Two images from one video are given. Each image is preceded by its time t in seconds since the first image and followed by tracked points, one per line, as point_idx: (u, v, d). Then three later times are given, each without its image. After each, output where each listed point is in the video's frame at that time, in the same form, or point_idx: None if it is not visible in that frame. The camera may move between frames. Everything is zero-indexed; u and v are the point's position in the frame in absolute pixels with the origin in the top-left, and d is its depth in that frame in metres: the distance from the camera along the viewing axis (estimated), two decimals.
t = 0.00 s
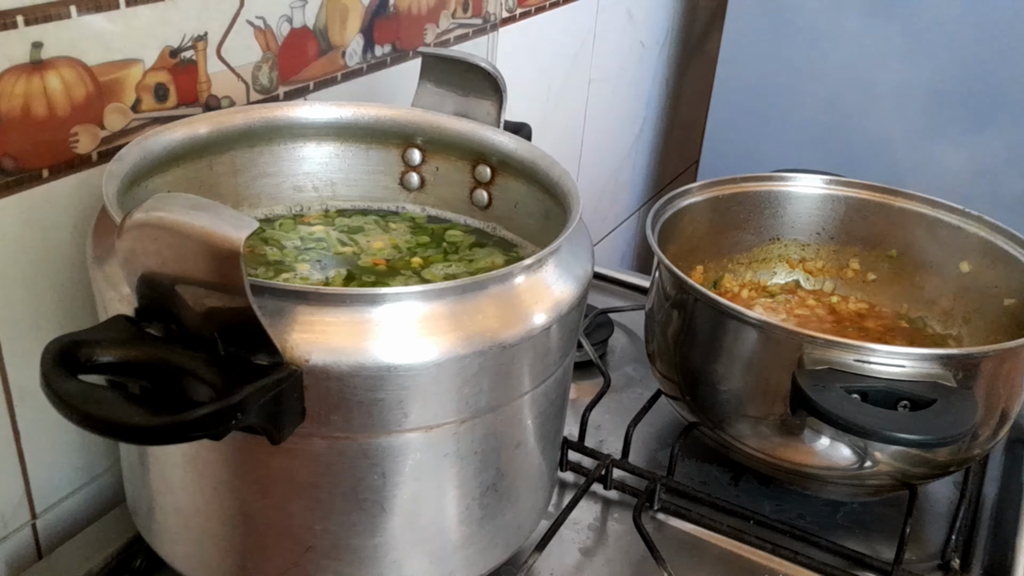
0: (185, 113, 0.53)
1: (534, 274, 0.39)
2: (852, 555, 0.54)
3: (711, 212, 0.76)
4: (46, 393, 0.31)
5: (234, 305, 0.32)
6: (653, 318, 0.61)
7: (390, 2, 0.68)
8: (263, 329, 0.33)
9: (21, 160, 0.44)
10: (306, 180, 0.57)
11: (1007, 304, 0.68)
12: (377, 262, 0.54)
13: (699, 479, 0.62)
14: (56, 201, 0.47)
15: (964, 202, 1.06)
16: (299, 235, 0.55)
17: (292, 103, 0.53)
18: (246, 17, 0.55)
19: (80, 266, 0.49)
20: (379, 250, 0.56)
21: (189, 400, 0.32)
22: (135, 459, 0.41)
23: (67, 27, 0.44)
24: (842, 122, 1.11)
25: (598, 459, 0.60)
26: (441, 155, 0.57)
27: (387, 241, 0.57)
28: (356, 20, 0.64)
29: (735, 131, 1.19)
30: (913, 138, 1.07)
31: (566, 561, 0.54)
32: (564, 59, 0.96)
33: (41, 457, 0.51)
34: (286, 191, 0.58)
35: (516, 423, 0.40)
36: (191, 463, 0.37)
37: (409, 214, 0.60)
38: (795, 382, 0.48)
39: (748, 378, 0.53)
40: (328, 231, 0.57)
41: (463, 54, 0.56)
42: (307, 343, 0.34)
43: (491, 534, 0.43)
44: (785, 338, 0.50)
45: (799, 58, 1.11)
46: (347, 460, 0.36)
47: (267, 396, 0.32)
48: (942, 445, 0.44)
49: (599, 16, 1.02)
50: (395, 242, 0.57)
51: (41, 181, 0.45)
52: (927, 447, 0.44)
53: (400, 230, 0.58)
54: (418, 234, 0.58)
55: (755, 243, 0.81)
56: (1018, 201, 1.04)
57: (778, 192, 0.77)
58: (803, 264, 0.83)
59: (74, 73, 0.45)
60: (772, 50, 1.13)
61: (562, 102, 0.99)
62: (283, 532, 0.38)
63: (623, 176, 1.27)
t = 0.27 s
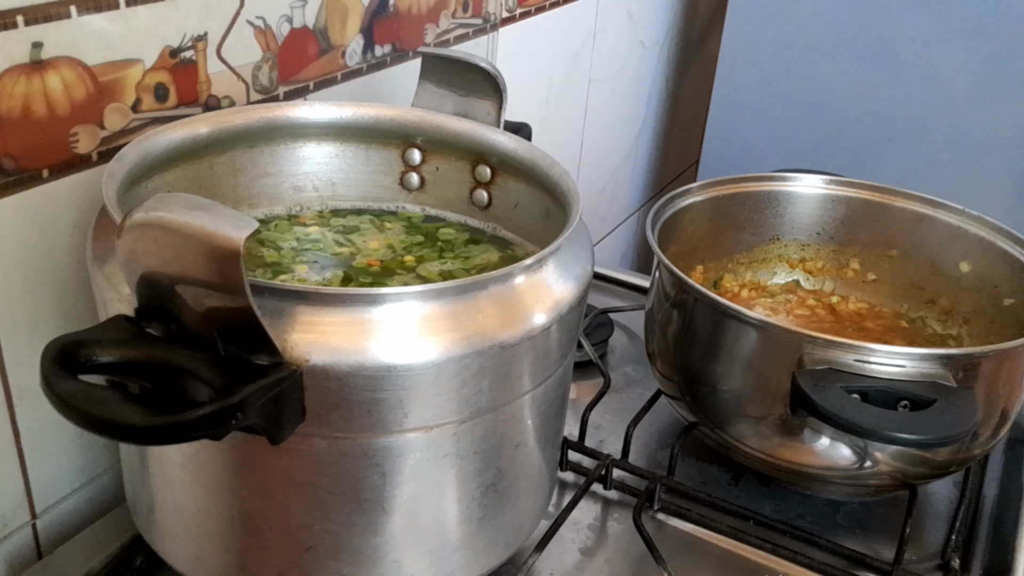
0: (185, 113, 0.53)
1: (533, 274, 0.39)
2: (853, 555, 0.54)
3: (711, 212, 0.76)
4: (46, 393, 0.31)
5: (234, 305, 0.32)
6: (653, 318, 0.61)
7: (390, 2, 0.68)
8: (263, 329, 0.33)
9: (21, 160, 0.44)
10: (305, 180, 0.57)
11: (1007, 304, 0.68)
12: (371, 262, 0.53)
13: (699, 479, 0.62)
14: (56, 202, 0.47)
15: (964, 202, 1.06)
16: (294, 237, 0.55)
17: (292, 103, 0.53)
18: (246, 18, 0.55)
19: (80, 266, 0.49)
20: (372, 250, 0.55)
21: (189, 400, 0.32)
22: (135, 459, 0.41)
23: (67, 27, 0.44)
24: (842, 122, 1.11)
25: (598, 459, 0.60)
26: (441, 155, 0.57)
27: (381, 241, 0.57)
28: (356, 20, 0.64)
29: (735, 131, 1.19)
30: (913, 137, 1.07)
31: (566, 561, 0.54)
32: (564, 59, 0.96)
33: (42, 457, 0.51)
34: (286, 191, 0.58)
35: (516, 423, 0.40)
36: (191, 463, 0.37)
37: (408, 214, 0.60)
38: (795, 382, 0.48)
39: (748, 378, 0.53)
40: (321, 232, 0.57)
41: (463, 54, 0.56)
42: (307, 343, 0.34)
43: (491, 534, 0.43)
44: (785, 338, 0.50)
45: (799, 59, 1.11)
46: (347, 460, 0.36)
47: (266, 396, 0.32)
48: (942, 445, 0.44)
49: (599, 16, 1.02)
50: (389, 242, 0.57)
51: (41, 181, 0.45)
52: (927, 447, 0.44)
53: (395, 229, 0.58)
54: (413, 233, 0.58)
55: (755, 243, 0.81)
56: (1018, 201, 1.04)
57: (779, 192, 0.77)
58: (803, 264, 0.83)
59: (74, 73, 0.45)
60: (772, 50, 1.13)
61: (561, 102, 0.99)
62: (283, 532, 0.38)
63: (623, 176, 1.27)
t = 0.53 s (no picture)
0: (185, 113, 0.53)
1: (533, 274, 0.39)
2: (853, 555, 0.54)
3: (711, 212, 0.76)
4: (46, 393, 0.31)
5: (234, 305, 0.32)
6: (654, 318, 0.61)
7: (390, 2, 0.68)
8: (263, 329, 0.33)
9: (21, 160, 0.44)
10: (305, 180, 0.57)
11: (1007, 304, 0.68)
12: (365, 263, 0.53)
13: (699, 479, 0.62)
14: (56, 201, 0.47)
15: (965, 201, 1.06)
16: (290, 239, 0.55)
17: (292, 103, 0.53)
18: (246, 18, 0.55)
19: (80, 266, 0.49)
20: (367, 250, 0.55)
21: (189, 400, 0.32)
22: (135, 459, 0.41)
23: (67, 27, 0.44)
24: (842, 121, 1.11)
25: (598, 459, 0.60)
26: (441, 155, 0.57)
27: (376, 241, 0.57)
28: (356, 20, 0.64)
29: (735, 131, 1.19)
30: (913, 137, 1.07)
31: (566, 561, 0.54)
32: (564, 58, 0.96)
33: (42, 457, 0.51)
34: (286, 191, 0.58)
35: (516, 423, 0.40)
36: (191, 463, 0.37)
37: (408, 214, 0.60)
38: (795, 382, 0.48)
39: (748, 378, 0.53)
40: (316, 232, 0.57)
41: (463, 54, 0.56)
42: (307, 343, 0.34)
43: (491, 534, 0.43)
44: (785, 338, 0.50)
45: (799, 59, 1.11)
46: (347, 460, 0.36)
47: (267, 396, 0.32)
48: (942, 445, 0.44)
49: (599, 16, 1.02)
50: (383, 242, 0.57)
51: (41, 181, 0.45)
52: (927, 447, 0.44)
53: (390, 228, 0.58)
54: (408, 232, 0.58)
55: (755, 243, 0.81)
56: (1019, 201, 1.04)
57: (779, 192, 0.77)
58: (803, 264, 0.83)
59: (74, 73, 0.45)
60: (771, 49, 1.13)
61: (561, 102, 0.99)
62: (283, 532, 0.38)
63: (622, 176, 1.27)
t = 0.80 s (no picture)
0: (185, 113, 0.53)
1: (533, 274, 0.39)
2: (853, 555, 0.54)
3: (711, 212, 0.76)
4: (46, 393, 0.31)
5: (234, 305, 0.32)
6: (653, 318, 0.61)
7: (390, 2, 0.68)
8: (263, 329, 0.33)
9: (21, 160, 0.44)
10: (305, 180, 0.57)
11: (1007, 304, 0.68)
12: (360, 265, 0.53)
13: (699, 479, 0.62)
14: (56, 201, 0.47)
15: (965, 202, 1.06)
16: (286, 241, 0.55)
17: (292, 103, 0.53)
18: (246, 17, 0.55)
19: (80, 266, 0.49)
20: (362, 252, 0.55)
21: (189, 400, 0.32)
22: (135, 459, 0.41)
23: (67, 27, 0.44)
24: (841, 121, 1.11)
25: (598, 459, 0.60)
26: (441, 155, 0.57)
27: (371, 241, 0.57)
28: (356, 20, 0.64)
29: (735, 131, 1.19)
30: (914, 137, 1.07)
31: (566, 561, 0.54)
32: (564, 58, 0.96)
33: (42, 457, 0.51)
34: (286, 191, 0.58)
35: (515, 423, 0.40)
36: (191, 463, 0.37)
37: (408, 214, 0.60)
38: (796, 382, 0.48)
39: (748, 378, 0.53)
40: (311, 234, 0.57)
41: (463, 54, 0.56)
42: (307, 343, 0.34)
43: (491, 534, 0.43)
44: (785, 338, 0.50)
45: (799, 59, 1.11)
46: (347, 460, 0.36)
47: (267, 396, 0.32)
48: (942, 445, 0.44)
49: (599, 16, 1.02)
50: (378, 242, 0.57)
51: (41, 181, 0.45)
52: (927, 447, 0.44)
53: (385, 228, 0.58)
54: (403, 232, 0.58)
55: (755, 243, 0.81)
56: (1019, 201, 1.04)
57: (779, 192, 0.77)
58: (803, 264, 0.83)
59: (74, 73, 0.45)
60: (772, 50, 1.12)
61: (561, 102, 0.99)
62: (282, 532, 0.38)
63: (623, 176, 1.27)
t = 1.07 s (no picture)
0: (185, 113, 0.53)
1: (534, 274, 0.39)
2: (853, 555, 0.54)
3: (711, 212, 0.76)
4: (46, 393, 0.31)
5: (234, 305, 0.32)
6: (653, 318, 0.61)
7: (390, 2, 0.68)
8: (263, 329, 0.33)
9: (21, 160, 0.44)
10: (305, 180, 0.57)
11: (1007, 304, 0.68)
12: (356, 266, 0.53)
13: (699, 479, 0.62)
14: (57, 201, 0.47)
15: (965, 202, 1.06)
16: (282, 242, 0.55)
17: (292, 103, 0.53)
18: (246, 17, 0.55)
19: (80, 266, 0.49)
20: (357, 253, 0.55)
21: (189, 400, 0.32)
22: (135, 459, 0.41)
23: (67, 27, 0.44)
24: (842, 121, 1.11)
25: (598, 459, 0.60)
26: (441, 155, 0.57)
27: (366, 241, 0.57)
28: (356, 20, 0.64)
29: (735, 131, 1.19)
30: (914, 137, 1.07)
31: (566, 561, 0.54)
32: (564, 58, 0.96)
33: (42, 457, 0.51)
34: (286, 191, 0.58)
35: (515, 423, 0.40)
36: (191, 463, 0.37)
37: (408, 214, 0.60)
38: (795, 382, 0.48)
39: (748, 378, 0.53)
40: (305, 236, 0.56)
41: (463, 54, 0.56)
42: (306, 343, 0.34)
43: (491, 534, 0.43)
44: (785, 338, 0.50)
45: (799, 59, 1.11)
46: (347, 460, 0.36)
47: (267, 396, 0.32)
48: (942, 445, 0.44)
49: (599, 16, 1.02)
50: (373, 241, 0.57)
51: (41, 181, 0.45)
52: (927, 447, 0.44)
53: (380, 227, 0.58)
54: (397, 231, 0.58)
55: (755, 243, 0.81)
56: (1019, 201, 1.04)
57: (779, 192, 0.77)
58: (803, 264, 0.83)
59: (74, 73, 0.45)
60: (772, 50, 1.12)
61: (561, 102, 0.99)
62: (282, 532, 0.38)
63: (622, 176, 1.27)
